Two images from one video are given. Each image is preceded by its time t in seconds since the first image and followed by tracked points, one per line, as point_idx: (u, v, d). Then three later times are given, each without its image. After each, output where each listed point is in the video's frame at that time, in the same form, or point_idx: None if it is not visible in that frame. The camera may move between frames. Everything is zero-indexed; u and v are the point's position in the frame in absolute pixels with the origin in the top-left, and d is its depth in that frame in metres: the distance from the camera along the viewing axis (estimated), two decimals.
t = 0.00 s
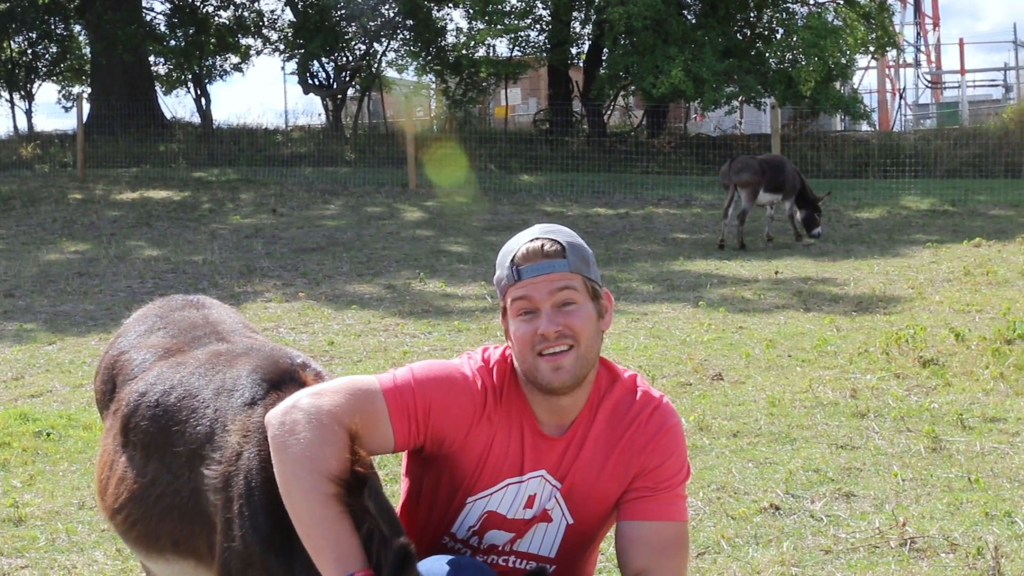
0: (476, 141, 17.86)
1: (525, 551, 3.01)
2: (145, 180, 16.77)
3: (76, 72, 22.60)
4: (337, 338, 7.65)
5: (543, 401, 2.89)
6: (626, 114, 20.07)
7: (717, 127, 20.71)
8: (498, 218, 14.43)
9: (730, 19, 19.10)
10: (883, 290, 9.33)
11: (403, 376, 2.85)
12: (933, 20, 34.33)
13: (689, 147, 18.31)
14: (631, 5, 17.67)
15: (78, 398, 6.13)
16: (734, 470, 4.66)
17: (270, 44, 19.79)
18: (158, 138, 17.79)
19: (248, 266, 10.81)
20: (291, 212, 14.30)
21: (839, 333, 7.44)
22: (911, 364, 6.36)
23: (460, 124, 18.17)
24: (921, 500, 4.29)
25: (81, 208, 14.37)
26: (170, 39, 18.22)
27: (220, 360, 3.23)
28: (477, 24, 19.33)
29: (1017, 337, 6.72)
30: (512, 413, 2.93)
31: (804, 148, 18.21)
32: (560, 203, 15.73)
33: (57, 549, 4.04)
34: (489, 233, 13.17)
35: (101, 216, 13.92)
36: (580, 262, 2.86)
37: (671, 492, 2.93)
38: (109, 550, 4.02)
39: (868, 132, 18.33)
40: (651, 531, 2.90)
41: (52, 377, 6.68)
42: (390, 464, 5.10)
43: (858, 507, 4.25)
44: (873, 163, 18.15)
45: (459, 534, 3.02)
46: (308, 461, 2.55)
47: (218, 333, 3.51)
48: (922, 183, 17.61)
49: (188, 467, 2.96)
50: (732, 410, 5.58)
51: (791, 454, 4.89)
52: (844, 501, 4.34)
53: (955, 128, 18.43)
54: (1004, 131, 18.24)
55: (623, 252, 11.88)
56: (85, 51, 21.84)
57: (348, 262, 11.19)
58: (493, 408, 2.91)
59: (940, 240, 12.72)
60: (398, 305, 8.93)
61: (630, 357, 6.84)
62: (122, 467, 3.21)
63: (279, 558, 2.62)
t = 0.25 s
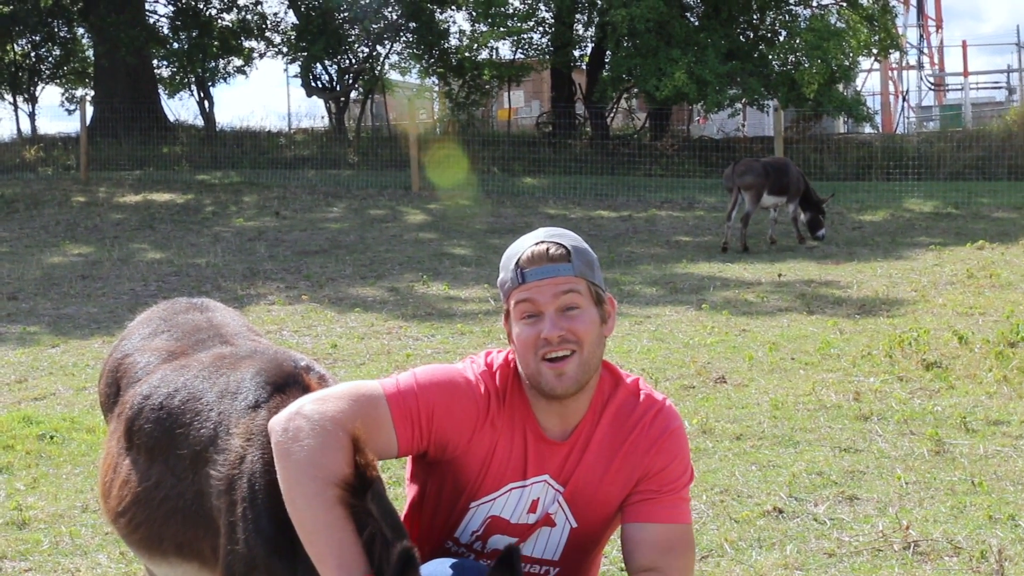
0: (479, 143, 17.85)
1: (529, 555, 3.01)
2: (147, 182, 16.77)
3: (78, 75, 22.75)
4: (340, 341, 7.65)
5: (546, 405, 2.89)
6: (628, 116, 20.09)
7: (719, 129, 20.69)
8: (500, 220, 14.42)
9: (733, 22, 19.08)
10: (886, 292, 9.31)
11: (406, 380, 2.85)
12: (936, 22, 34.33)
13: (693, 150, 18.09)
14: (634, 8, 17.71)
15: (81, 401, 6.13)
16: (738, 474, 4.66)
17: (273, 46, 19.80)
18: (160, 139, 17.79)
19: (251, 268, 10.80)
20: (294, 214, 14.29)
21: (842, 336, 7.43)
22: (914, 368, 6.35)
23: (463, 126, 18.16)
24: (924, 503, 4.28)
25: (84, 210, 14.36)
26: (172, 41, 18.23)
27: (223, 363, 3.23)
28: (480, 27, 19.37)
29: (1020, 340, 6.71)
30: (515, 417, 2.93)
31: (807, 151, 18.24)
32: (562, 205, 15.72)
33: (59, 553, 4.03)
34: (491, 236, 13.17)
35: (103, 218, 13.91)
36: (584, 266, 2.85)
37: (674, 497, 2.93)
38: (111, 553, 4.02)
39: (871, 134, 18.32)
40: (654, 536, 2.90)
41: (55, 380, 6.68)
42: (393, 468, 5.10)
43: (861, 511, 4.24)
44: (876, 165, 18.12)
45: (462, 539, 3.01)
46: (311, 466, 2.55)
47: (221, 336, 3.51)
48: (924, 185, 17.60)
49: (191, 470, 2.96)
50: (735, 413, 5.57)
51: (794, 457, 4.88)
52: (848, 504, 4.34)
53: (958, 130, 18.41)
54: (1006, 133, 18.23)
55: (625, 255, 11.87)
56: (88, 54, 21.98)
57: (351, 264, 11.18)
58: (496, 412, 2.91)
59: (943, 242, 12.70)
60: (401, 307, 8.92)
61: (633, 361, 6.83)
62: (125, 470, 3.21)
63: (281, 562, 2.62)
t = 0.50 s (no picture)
0: (482, 137, 17.84)
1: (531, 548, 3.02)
2: (150, 176, 16.78)
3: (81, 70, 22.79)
4: (343, 335, 7.66)
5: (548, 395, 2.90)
6: (631, 110, 20.11)
7: (721, 123, 20.68)
8: (503, 213, 14.42)
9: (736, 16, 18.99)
10: (889, 286, 9.32)
11: (408, 370, 2.86)
12: (939, 16, 34.31)
13: (696, 143, 18.22)
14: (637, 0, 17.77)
15: (84, 395, 6.14)
16: (740, 467, 4.67)
17: (276, 40, 19.81)
18: (162, 133, 17.79)
19: (254, 262, 10.81)
20: (296, 208, 14.29)
21: (845, 329, 7.44)
22: (916, 360, 6.35)
23: (465, 120, 18.16)
24: (927, 496, 4.29)
25: (86, 204, 14.37)
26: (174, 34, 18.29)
27: (225, 356, 3.24)
28: (482, 20, 19.43)
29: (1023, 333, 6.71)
30: (517, 408, 2.94)
31: (810, 144, 18.10)
32: (565, 199, 15.72)
33: (62, 546, 4.04)
34: (494, 229, 13.18)
35: (106, 212, 13.92)
36: (589, 256, 2.87)
37: (676, 491, 2.93)
38: (114, 546, 4.02)
39: (874, 127, 18.34)
40: (656, 529, 2.90)
41: (58, 374, 6.69)
42: (397, 461, 5.11)
43: (864, 503, 4.25)
44: (879, 158, 18.19)
45: (465, 531, 3.02)
46: (312, 455, 2.56)
47: (223, 329, 3.51)
48: (927, 178, 17.59)
49: (193, 464, 2.97)
50: (737, 407, 5.57)
51: (796, 450, 4.89)
52: (850, 497, 4.34)
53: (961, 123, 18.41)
54: (1009, 126, 18.22)
55: (628, 249, 11.87)
56: (91, 49, 22.01)
57: (354, 258, 11.19)
58: (498, 403, 2.91)
59: (946, 236, 12.70)
60: (404, 301, 8.93)
61: (636, 354, 6.83)
62: (127, 463, 3.21)
63: (282, 555, 2.62)
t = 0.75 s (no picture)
0: (482, 137, 17.83)
1: (533, 550, 3.02)
2: (150, 176, 16.79)
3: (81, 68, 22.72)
4: (344, 334, 7.65)
5: (550, 396, 2.89)
6: (631, 109, 20.14)
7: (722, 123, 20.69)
8: (503, 213, 14.43)
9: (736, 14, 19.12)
10: (890, 285, 9.31)
11: (411, 372, 2.86)
12: (940, 15, 34.33)
13: (696, 143, 18.25)
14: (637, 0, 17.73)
15: (85, 393, 6.14)
16: (741, 466, 4.66)
17: (276, 39, 19.82)
18: (163, 134, 17.80)
19: (254, 261, 10.81)
20: (297, 208, 14.30)
21: (846, 329, 7.43)
22: (917, 360, 6.34)
23: (466, 120, 18.16)
24: (928, 495, 4.29)
25: (87, 204, 14.38)
26: (175, 34, 18.31)
27: (227, 355, 3.23)
28: (483, 20, 19.42)
29: None
30: (520, 410, 2.94)
31: (810, 144, 18.15)
32: (566, 199, 15.72)
33: (63, 545, 4.04)
34: (495, 229, 13.18)
35: (107, 212, 13.93)
36: (593, 258, 2.86)
37: (679, 492, 2.93)
38: (115, 546, 4.02)
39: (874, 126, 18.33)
40: (658, 531, 2.90)
41: (59, 372, 6.69)
42: (397, 460, 5.10)
43: (865, 503, 4.24)
44: (880, 158, 18.16)
45: (467, 533, 3.02)
46: (314, 458, 2.56)
47: (225, 328, 3.51)
48: (928, 178, 17.60)
49: (194, 463, 2.96)
50: (738, 406, 5.57)
51: (798, 449, 4.88)
52: (851, 496, 4.34)
53: (961, 123, 18.41)
54: (1010, 126, 18.22)
55: (629, 248, 11.87)
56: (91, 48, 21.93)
57: (354, 257, 11.19)
58: (501, 405, 2.91)
59: (947, 235, 12.70)
60: (405, 300, 8.93)
61: (637, 353, 6.83)
62: (128, 462, 3.21)
63: (283, 556, 2.62)
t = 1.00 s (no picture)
0: (484, 136, 17.83)
1: (533, 549, 3.02)
2: (152, 175, 16.79)
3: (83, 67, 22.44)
4: (345, 334, 7.65)
5: (552, 399, 2.89)
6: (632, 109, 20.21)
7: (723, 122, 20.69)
8: (504, 212, 14.43)
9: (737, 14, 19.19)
10: (891, 285, 9.31)
11: (413, 370, 2.86)
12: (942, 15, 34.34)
13: (697, 143, 18.30)
14: None
15: (86, 394, 6.14)
16: (742, 466, 4.66)
17: (277, 39, 19.82)
18: (164, 133, 17.81)
19: (256, 261, 10.82)
20: (298, 207, 14.30)
21: (847, 329, 7.43)
22: (918, 360, 6.34)
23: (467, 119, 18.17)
24: (929, 495, 4.29)
25: (88, 203, 14.38)
26: (177, 33, 18.32)
27: (228, 355, 3.23)
28: (484, 19, 19.39)
29: None
30: (522, 412, 2.94)
31: (811, 143, 18.20)
32: (567, 198, 15.72)
33: (65, 545, 4.04)
34: (496, 229, 13.18)
35: (108, 211, 13.93)
36: (595, 262, 2.86)
37: (680, 493, 2.93)
38: (116, 546, 4.02)
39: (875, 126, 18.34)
40: (659, 532, 2.91)
41: (60, 373, 6.69)
42: (398, 462, 5.11)
43: (866, 503, 4.24)
44: (881, 158, 18.15)
45: (468, 531, 3.02)
46: (316, 453, 2.58)
47: (227, 328, 3.50)
48: (930, 177, 17.59)
49: (195, 462, 2.96)
50: (740, 406, 5.57)
51: (799, 450, 4.88)
52: (852, 497, 4.34)
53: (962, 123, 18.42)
54: (1011, 125, 18.23)
55: (630, 248, 11.87)
56: (93, 46, 21.62)
57: (356, 257, 11.19)
58: (503, 405, 2.91)
59: (948, 235, 12.70)
60: (406, 300, 8.93)
61: (638, 353, 6.83)
62: (129, 462, 3.21)
63: (284, 555, 2.63)
